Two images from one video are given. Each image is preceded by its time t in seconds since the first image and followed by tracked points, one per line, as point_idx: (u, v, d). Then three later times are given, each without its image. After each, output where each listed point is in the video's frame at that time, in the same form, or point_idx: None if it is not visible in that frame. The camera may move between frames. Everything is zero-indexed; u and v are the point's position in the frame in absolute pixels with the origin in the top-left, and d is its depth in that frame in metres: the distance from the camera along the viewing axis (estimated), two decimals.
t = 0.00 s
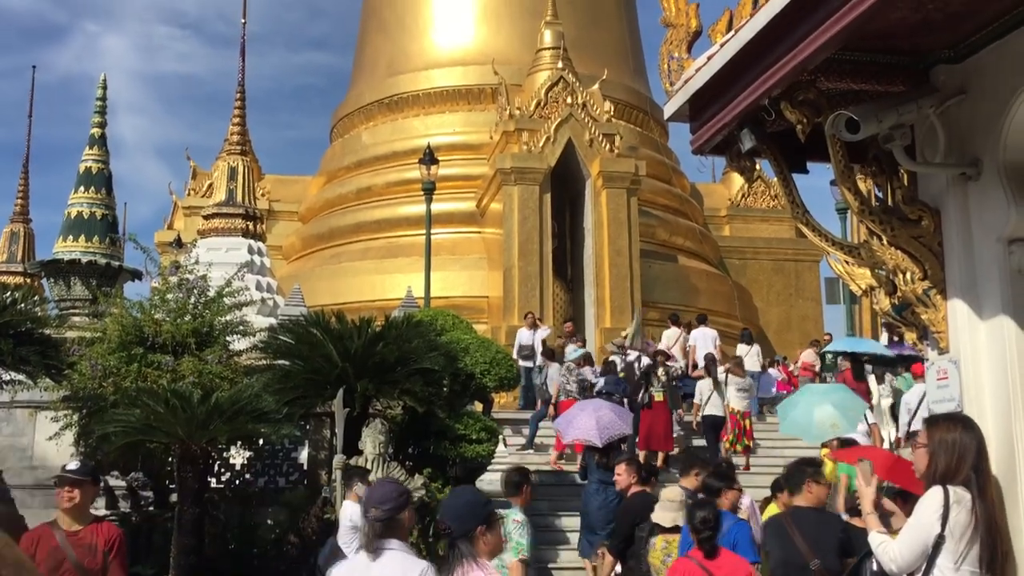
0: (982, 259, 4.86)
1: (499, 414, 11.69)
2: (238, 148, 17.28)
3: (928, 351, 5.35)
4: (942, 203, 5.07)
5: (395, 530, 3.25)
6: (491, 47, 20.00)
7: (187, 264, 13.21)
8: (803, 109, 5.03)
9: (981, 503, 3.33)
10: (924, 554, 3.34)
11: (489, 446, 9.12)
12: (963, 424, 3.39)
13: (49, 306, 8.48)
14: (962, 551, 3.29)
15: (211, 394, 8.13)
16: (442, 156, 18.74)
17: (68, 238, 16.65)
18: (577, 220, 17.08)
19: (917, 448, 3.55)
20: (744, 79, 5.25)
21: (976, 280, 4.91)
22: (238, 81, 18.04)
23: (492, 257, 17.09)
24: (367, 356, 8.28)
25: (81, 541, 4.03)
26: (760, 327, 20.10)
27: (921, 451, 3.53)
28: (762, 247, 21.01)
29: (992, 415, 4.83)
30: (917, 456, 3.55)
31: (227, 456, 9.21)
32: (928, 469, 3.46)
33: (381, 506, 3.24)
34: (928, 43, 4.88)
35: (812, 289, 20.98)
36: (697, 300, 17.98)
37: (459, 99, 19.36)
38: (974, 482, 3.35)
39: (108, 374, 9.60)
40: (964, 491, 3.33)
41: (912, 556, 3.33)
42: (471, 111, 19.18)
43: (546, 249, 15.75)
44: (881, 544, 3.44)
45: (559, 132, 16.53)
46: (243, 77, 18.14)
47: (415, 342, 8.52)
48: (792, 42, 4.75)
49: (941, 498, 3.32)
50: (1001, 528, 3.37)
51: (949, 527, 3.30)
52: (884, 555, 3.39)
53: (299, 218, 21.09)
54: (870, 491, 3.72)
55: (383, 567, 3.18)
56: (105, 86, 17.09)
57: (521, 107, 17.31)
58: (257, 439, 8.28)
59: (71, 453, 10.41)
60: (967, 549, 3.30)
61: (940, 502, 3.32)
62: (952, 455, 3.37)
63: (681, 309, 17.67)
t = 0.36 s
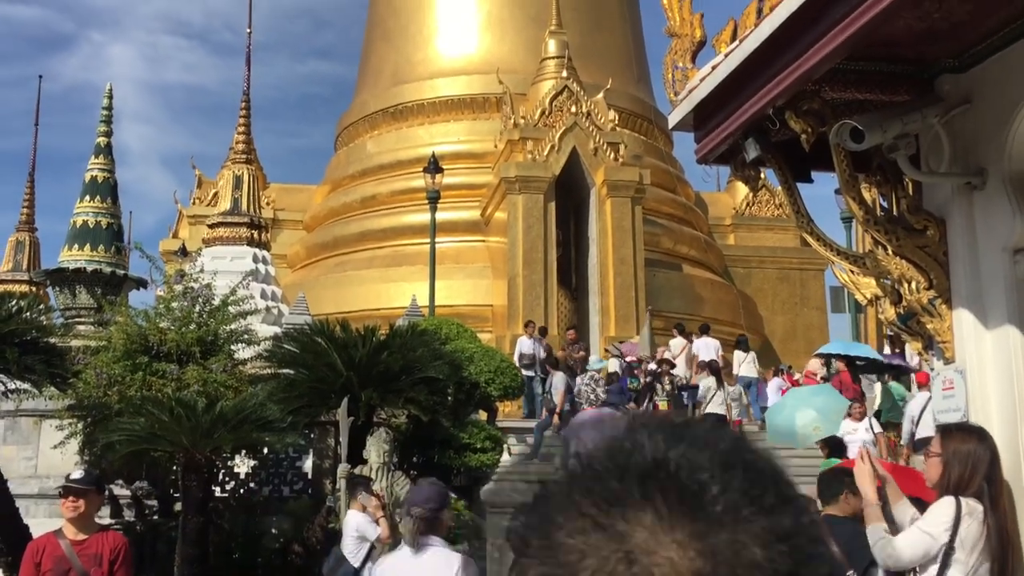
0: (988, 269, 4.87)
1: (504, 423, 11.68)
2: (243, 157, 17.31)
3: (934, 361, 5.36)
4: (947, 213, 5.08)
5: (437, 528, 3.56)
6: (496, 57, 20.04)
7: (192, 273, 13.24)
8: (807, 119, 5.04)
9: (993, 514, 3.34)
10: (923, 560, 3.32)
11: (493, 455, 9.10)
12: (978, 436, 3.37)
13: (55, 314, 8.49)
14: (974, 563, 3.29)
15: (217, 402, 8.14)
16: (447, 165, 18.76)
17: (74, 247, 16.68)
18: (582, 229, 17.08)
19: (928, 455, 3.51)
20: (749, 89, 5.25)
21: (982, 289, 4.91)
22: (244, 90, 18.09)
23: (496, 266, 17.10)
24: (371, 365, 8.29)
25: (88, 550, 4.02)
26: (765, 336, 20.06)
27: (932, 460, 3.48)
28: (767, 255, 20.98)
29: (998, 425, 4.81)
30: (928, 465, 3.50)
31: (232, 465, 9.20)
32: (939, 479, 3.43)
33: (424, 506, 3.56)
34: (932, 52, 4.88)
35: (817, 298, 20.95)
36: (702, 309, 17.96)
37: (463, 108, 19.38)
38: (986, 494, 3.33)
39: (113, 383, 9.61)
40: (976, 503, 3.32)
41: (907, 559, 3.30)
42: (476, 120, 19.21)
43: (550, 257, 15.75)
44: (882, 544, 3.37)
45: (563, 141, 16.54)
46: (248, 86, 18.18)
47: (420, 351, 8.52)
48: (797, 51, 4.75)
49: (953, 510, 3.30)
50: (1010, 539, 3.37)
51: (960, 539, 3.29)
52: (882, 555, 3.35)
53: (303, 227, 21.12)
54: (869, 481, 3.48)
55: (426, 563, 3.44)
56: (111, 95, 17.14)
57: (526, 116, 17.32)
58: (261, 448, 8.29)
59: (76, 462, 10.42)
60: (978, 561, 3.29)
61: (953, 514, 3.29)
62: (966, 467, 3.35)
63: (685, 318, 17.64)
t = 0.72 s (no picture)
0: (1001, 276, 4.84)
1: (515, 430, 11.68)
2: (255, 165, 17.38)
3: (948, 368, 5.31)
4: (960, 220, 5.07)
5: (491, 542, 3.73)
6: (507, 65, 20.08)
7: (205, 280, 13.30)
8: (819, 126, 5.06)
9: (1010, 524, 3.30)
10: (936, 561, 3.36)
11: (505, 463, 9.17)
12: (997, 445, 3.31)
13: (68, 323, 8.54)
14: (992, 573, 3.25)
15: (229, 410, 8.17)
16: (458, 172, 18.80)
17: (87, 256, 16.77)
18: (592, 236, 17.08)
19: (946, 463, 3.46)
20: (761, 96, 5.25)
21: (997, 297, 4.89)
22: (255, 98, 18.17)
23: (507, 273, 17.12)
24: (382, 373, 8.29)
25: (101, 558, 4.04)
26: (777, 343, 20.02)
27: (949, 467, 3.43)
28: (779, 262, 20.95)
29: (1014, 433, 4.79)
30: (946, 472, 3.45)
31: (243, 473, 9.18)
32: (956, 487, 3.38)
33: (477, 521, 3.71)
34: (945, 59, 4.88)
35: (829, 304, 20.90)
36: (713, 316, 17.93)
37: (474, 115, 19.43)
38: (1004, 502, 3.29)
39: (126, 391, 9.66)
40: (993, 512, 3.29)
41: (918, 556, 3.37)
42: (486, 127, 19.26)
43: (561, 265, 15.75)
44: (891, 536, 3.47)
45: (574, 148, 16.54)
46: (260, 95, 18.25)
47: (432, 358, 8.52)
48: (808, 58, 4.76)
49: (970, 517, 3.30)
50: None
51: (977, 547, 3.26)
52: (895, 550, 3.43)
53: (315, 234, 21.19)
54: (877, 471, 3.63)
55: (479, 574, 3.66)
56: (124, 104, 17.24)
57: (536, 123, 17.36)
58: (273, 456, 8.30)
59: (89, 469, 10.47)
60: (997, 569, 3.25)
61: (970, 520, 3.29)
62: (984, 476, 3.30)
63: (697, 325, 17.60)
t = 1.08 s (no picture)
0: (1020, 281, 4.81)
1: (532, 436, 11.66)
2: (272, 172, 17.45)
3: (967, 375, 5.28)
4: (980, 225, 5.06)
5: (536, 543, 3.90)
6: (522, 71, 20.10)
7: (223, 288, 13.37)
8: (837, 132, 5.06)
9: None
10: (953, 567, 3.32)
11: (521, 470, 9.12)
12: (1014, 452, 3.30)
13: (87, 330, 8.59)
14: None
15: (246, 417, 8.22)
16: (473, 179, 18.83)
17: (106, 263, 16.85)
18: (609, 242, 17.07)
19: (964, 470, 3.45)
20: (778, 102, 5.24)
21: (1017, 303, 4.85)
22: (272, 106, 18.25)
23: (523, 280, 17.12)
24: (399, 379, 8.30)
25: (121, 564, 4.06)
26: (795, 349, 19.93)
27: (967, 474, 3.42)
28: (796, 268, 20.86)
29: None
30: (963, 479, 3.44)
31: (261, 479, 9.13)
32: (973, 494, 3.37)
33: (524, 524, 3.90)
34: (963, 64, 4.85)
35: (847, 310, 20.80)
36: (731, 322, 17.87)
37: (490, 122, 19.45)
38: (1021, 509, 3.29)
39: (145, 398, 9.72)
40: (1011, 519, 3.28)
41: (936, 563, 3.30)
42: (502, 134, 19.28)
43: (577, 271, 15.74)
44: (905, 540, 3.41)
45: (590, 154, 16.52)
46: (277, 103, 18.33)
47: (448, 365, 8.52)
48: (826, 63, 4.75)
49: (987, 524, 3.27)
50: None
51: (996, 553, 3.25)
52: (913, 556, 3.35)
53: (331, 241, 21.26)
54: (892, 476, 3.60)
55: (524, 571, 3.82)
56: (142, 112, 17.36)
57: (552, 129, 17.37)
58: (290, 463, 8.33)
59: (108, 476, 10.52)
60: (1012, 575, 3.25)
61: (988, 527, 3.27)
62: (1002, 483, 3.28)
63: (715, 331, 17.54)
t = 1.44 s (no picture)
0: None
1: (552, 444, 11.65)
2: (291, 180, 17.52)
3: (992, 384, 5.18)
4: (1003, 231, 5.08)
5: (565, 546, 4.42)
6: (540, 78, 20.12)
7: (243, 295, 13.43)
8: (858, 137, 5.07)
9: None
10: (973, 569, 3.32)
11: (541, 477, 9.24)
12: None
13: (109, 338, 8.65)
14: None
15: (267, 424, 8.28)
16: (492, 186, 18.84)
17: (127, 271, 16.94)
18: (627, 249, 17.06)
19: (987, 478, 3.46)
20: (798, 108, 5.23)
21: None
22: (291, 114, 18.34)
23: (542, 286, 17.11)
24: (418, 386, 8.29)
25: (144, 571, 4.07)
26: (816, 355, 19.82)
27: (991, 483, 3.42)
28: (816, 274, 20.75)
29: None
30: (986, 487, 3.45)
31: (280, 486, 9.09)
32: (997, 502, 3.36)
33: (554, 529, 4.41)
34: (985, 69, 4.82)
35: (868, 316, 20.68)
36: (750, 328, 17.79)
37: (508, 129, 19.47)
38: None
39: (166, 405, 9.78)
40: None
41: (953, 563, 3.33)
42: (520, 141, 19.30)
43: (596, 277, 15.73)
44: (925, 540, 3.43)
45: (608, 161, 16.49)
46: (296, 111, 18.41)
47: (467, 372, 8.51)
48: (847, 69, 4.74)
49: (1010, 532, 3.26)
50: None
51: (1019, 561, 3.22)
52: (930, 552, 3.38)
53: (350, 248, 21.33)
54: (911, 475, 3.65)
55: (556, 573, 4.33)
56: (163, 121, 17.47)
57: (570, 136, 17.37)
58: (310, 470, 8.37)
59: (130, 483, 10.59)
60: None
61: (1010, 536, 3.24)
62: None
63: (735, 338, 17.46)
